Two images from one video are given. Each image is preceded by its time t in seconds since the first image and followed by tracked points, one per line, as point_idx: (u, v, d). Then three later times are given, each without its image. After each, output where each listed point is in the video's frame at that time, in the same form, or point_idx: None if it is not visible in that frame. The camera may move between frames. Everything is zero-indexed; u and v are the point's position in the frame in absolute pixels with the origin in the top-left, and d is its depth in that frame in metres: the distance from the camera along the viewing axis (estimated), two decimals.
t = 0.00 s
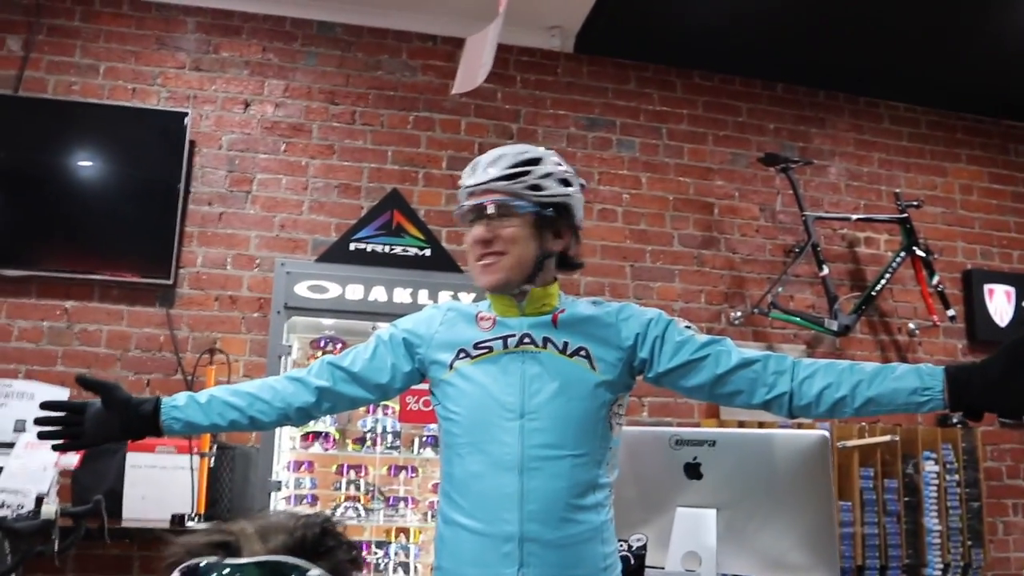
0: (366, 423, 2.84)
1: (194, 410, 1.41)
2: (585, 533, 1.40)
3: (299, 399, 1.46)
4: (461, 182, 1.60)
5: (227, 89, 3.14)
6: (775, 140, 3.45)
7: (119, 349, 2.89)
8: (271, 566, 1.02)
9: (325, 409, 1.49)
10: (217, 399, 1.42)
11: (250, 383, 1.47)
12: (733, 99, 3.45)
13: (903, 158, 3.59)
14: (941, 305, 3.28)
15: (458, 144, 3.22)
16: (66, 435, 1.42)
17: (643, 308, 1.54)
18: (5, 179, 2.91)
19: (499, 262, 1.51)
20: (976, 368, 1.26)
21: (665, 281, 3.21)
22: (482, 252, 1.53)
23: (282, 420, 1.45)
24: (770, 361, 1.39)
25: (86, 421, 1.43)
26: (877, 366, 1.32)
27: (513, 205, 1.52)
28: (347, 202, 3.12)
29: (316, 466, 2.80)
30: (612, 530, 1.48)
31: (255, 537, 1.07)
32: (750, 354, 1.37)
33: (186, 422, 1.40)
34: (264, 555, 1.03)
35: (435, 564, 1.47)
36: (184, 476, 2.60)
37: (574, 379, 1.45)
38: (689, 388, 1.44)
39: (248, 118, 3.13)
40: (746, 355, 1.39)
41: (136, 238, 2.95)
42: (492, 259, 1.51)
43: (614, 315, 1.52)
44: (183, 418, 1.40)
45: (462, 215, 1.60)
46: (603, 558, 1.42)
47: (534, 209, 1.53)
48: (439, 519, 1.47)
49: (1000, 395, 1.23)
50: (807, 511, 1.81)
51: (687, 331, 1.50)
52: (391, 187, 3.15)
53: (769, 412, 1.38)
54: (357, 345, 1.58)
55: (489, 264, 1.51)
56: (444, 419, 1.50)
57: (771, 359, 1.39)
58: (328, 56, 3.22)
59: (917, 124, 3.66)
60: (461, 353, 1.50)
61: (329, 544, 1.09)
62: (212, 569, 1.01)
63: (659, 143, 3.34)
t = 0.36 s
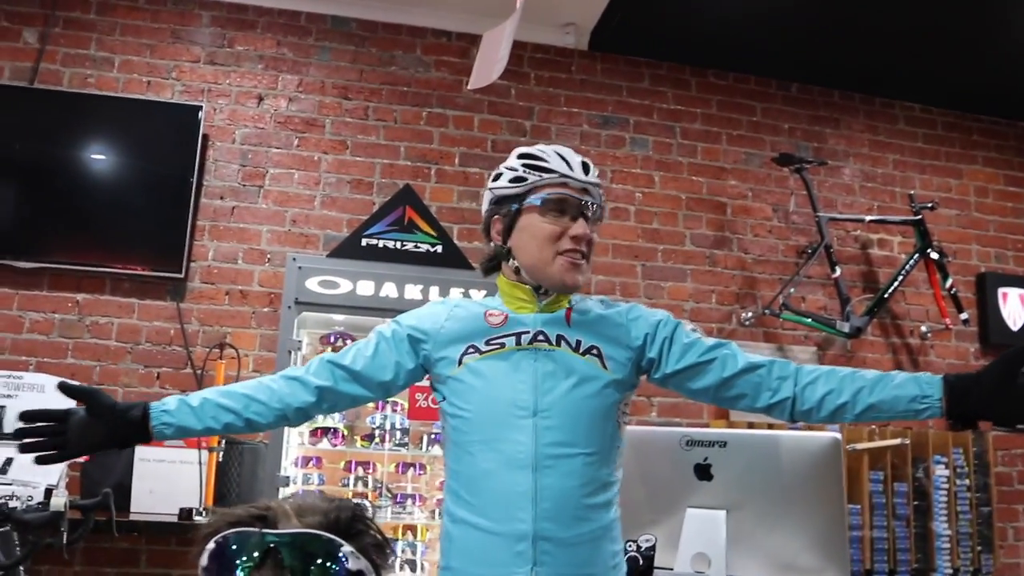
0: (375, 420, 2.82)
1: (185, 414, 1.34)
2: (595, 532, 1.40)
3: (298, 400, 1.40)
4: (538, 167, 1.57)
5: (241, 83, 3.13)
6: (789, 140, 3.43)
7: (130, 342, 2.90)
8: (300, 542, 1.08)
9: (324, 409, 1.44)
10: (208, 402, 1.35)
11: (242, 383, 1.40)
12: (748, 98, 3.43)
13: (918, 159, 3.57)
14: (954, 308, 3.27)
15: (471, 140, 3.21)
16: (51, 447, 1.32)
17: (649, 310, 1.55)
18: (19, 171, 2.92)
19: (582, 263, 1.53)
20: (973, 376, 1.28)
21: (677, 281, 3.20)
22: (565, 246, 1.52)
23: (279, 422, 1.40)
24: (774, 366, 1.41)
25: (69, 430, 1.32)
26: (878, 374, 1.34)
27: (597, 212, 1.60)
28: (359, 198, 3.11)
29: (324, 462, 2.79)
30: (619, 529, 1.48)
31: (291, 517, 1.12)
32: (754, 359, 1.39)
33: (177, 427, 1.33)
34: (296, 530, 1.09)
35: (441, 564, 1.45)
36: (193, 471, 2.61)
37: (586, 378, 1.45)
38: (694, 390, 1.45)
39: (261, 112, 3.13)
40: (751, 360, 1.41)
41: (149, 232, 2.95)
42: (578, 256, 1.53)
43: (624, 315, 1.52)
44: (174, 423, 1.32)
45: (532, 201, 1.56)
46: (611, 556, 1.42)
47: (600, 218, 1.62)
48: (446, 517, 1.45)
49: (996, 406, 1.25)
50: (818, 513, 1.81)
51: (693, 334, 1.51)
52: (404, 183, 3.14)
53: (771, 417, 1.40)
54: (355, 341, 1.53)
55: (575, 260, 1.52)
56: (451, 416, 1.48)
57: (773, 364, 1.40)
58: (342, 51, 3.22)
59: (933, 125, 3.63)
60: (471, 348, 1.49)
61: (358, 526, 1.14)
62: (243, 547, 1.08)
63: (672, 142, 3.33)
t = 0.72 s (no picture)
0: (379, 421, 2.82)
1: (166, 412, 1.29)
2: (607, 531, 1.41)
3: (291, 398, 1.38)
4: (560, 168, 1.58)
5: (244, 85, 3.14)
6: (792, 140, 3.43)
7: (134, 344, 2.90)
8: (307, 543, 1.07)
9: (319, 407, 1.42)
10: (192, 400, 1.31)
11: (227, 380, 1.36)
12: (751, 98, 3.43)
13: (922, 159, 3.56)
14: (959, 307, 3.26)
15: (474, 141, 3.21)
16: (9, 447, 1.26)
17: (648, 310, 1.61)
18: (23, 173, 2.92)
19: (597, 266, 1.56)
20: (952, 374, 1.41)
21: (681, 281, 3.19)
22: (584, 248, 1.54)
23: (269, 421, 1.37)
24: (767, 367, 1.51)
25: (29, 429, 1.26)
26: (864, 374, 1.47)
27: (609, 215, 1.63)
28: (362, 199, 3.11)
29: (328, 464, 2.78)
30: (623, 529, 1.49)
31: (299, 517, 1.12)
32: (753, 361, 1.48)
33: (158, 427, 1.28)
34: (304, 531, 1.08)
35: (446, 569, 1.42)
36: (198, 473, 2.64)
37: (595, 375, 1.47)
38: (693, 390, 1.53)
39: (264, 114, 3.13)
40: (748, 361, 1.50)
41: (152, 234, 2.95)
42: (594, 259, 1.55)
43: (627, 315, 1.56)
44: (154, 423, 1.28)
45: (553, 200, 1.56)
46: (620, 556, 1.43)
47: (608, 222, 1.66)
48: (451, 519, 1.43)
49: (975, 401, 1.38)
50: (824, 513, 1.80)
51: (689, 336, 1.58)
52: (407, 184, 3.14)
53: (764, 415, 1.50)
54: (349, 339, 1.51)
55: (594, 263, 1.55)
56: (457, 415, 1.46)
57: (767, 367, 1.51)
58: (345, 53, 3.22)
59: (936, 125, 3.63)
60: (478, 345, 1.48)
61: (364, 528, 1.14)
62: (251, 548, 1.07)
63: (675, 142, 3.32)
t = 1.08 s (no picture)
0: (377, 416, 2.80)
1: (157, 407, 1.27)
2: (612, 528, 1.40)
3: (288, 393, 1.36)
4: (571, 159, 1.56)
5: (244, 78, 3.12)
6: (795, 139, 3.41)
7: (131, 337, 2.88)
8: (300, 501, 0.93)
9: (317, 401, 1.41)
10: (184, 395, 1.29)
11: (220, 374, 1.35)
12: (753, 96, 3.41)
13: (925, 159, 3.54)
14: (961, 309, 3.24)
15: (474, 137, 3.20)
16: None
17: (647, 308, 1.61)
18: (22, 165, 2.91)
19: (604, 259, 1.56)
20: (941, 383, 1.47)
21: (681, 280, 3.18)
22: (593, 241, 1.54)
23: (264, 416, 1.35)
24: (764, 368, 1.54)
25: (9, 427, 1.25)
26: (857, 378, 1.51)
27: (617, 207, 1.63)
28: (362, 194, 3.10)
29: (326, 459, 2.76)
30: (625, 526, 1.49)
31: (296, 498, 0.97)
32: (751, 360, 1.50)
33: (148, 422, 1.26)
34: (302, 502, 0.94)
35: (447, 567, 1.40)
36: (194, 467, 2.65)
37: (601, 371, 1.47)
38: (694, 388, 1.53)
39: (264, 107, 3.11)
40: (748, 361, 1.52)
41: (151, 226, 2.94)
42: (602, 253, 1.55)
43: (629, 311, 1.56)
44: (143, 418, 1.26)
45: (563, 191, 1.55)
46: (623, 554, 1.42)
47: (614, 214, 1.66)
48: (453, 515, 1.41)
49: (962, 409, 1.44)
50: (823, 511, 1.79)
51: (689, 334, 1.58)
52: (407, 179, 3.13)
53: (758, 415, 1.52)
54: (347, 330, 1.48)
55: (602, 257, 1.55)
56: (459, 410, 1.44)
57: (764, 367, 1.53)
58: (346, 46, 3.20)
59: (940, 125, 3.61)
60: (483, 338, 1.47)
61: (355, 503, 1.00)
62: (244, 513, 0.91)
63: (677, 140, 3.31)
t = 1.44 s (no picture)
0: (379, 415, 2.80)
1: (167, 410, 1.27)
2: (620, 528, 1.40)
3: (297, 394, 1.36)
4: (561, 158, 1.56)
5: (246, 78, 3.13)
6: (797, 137, 3.41)
7: (133, 337, 2.89)
8: (303, 484, 0.93)
9: (326, 402, 1.41)
10: (193, 397, 1.29)
11: (229, 375, 1.35)
12: (755, 95, 3.41)
13: (927, 157, 3.54)
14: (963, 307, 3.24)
15: (476, 136, 3.20)
16: None
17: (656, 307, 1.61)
18: (25, 166, 2.91)
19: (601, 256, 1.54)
20: (954, 382, 1.45)
21: (683, 278, 3.18)
22: (587, 238, 1.53)
23: (273, 417, 1.35)
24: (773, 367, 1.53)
25: (19, 430, 1.25)
26: (869, 376, 1.50)
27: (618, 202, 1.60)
28: (364, 193, 3.10)
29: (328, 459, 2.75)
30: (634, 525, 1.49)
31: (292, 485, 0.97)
32: (761, 359, 1.50)
33: (158, 424, 1.27)
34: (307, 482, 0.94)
35: (454, 566, 1.40)
36: (196, 466, 2.66)
37: (609, 370, 1.46)
38: (703, 387, 1.53)
39: (266, 107, 3.12)
40: (757, 359, 1.51)
41: (152, 226, 2.94)
42: (599, 249, 1.53)
43: (638, 310, 1.56)
44: (152, 421, 1.26)
45: (554, 190, 1.55)
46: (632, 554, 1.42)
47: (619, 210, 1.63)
48: (461, 515, 1.41)
49: (975, 408, 1.42)
50: (826, 510, 1.79)
51: (699, 333, 1.58)
52: (409, 178, 3.13)
53: (767, 414, 1.52)
54: (355, 331, 1.49)
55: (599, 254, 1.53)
56: (467, 410, 1.44)
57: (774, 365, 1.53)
58: (347, 46, 3.20)
59: (942, 123, 3.61)
60: (491, 338, 1.47)
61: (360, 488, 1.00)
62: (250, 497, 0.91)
63: (679, 138, 3.31)
